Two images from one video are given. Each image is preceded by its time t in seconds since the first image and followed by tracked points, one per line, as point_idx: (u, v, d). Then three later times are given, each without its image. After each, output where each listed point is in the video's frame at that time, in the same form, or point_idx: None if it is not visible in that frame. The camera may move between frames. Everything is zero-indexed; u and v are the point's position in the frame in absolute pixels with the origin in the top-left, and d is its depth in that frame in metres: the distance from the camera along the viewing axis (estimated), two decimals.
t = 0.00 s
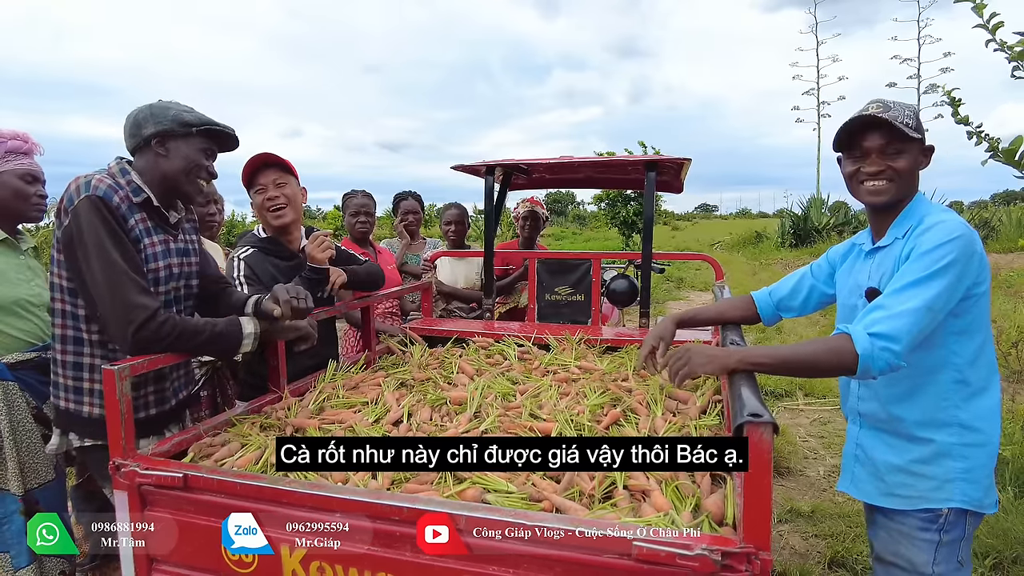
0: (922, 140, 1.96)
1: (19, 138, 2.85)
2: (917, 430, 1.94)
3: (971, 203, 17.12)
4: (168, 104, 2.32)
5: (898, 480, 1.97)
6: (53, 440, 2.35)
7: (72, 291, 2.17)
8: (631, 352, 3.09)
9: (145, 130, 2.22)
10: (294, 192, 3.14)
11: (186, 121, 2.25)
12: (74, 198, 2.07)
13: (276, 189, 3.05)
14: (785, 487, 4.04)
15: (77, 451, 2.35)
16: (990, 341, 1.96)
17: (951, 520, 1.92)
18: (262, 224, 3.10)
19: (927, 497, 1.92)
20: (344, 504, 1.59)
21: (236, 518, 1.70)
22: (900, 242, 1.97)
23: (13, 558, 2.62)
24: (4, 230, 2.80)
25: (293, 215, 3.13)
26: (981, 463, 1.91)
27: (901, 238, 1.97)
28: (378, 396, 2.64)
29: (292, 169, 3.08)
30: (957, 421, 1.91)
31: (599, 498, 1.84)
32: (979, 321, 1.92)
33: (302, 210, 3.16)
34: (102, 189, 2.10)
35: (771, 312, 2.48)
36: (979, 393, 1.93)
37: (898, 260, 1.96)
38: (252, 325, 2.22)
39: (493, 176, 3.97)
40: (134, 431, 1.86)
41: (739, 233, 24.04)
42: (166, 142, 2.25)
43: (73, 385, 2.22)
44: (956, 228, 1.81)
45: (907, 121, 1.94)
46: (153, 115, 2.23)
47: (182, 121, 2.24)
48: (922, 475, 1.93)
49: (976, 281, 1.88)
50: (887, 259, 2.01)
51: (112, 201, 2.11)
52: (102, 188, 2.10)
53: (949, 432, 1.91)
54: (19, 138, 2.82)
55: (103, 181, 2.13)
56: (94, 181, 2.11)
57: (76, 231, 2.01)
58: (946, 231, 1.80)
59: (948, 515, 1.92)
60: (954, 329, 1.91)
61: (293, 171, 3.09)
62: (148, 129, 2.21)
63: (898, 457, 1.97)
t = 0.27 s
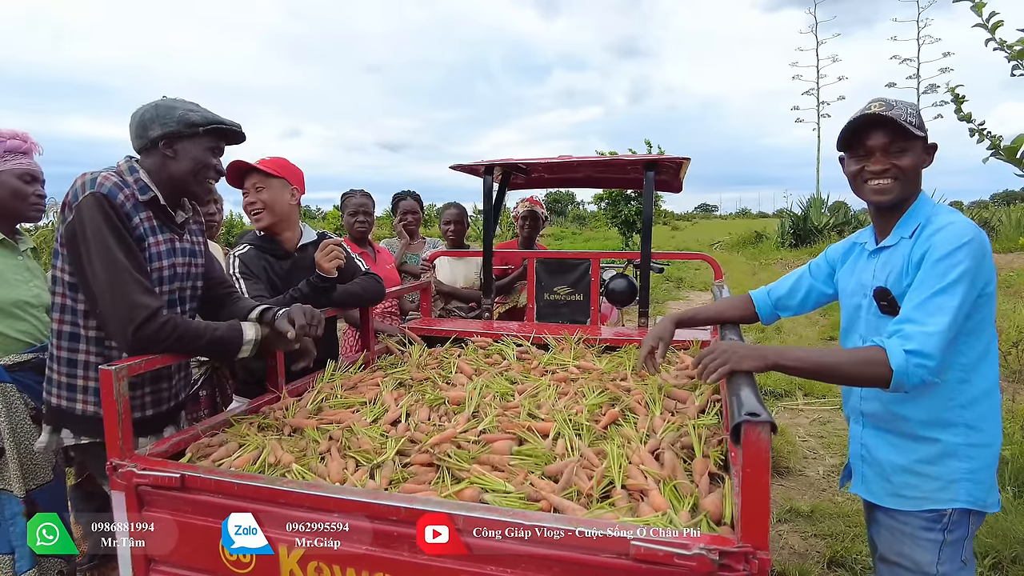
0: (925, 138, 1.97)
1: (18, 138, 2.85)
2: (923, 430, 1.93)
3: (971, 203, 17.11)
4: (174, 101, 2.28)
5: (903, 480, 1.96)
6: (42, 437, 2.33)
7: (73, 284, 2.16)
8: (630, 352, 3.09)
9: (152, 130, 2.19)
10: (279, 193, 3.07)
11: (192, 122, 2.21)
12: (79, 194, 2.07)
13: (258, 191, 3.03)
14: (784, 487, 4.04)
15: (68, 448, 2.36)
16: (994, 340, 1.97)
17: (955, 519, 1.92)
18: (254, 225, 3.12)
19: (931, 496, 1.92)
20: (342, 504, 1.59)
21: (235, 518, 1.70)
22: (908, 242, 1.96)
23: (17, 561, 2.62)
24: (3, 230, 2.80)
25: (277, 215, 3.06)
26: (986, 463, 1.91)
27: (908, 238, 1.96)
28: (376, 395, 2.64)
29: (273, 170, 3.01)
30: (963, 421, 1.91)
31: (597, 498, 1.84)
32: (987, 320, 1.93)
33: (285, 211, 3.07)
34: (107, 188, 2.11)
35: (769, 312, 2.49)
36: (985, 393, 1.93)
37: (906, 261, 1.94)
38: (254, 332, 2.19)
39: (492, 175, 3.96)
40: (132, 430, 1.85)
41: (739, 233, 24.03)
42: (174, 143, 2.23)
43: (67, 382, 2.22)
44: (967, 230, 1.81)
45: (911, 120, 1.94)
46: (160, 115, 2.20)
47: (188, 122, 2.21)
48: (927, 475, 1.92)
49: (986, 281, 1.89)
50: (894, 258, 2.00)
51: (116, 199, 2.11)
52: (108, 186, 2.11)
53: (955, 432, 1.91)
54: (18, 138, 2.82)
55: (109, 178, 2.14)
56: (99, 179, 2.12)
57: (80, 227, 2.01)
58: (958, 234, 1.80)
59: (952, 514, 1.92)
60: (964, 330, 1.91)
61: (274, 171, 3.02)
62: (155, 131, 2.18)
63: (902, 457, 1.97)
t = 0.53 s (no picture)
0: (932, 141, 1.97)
1: (17, 139, 2.86)
2: (936, 428, 1.93)
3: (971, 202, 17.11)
4: (173, 95, 2.26)
5: (913, 479, 1.94)
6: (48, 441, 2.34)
7: (77, 285, 2.14)
8: (630, 352, 3.09)
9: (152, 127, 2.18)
10: (299, 191, 3.06)
11: (193, 120, 2.21)
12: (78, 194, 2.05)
13: (278, 188, 3.02)
14: (784, 487, 4.04)
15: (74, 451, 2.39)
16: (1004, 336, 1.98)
17: (960, 516, 1.92)
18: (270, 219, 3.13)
19: (941, 494, 1.91)
20: (341, 504, 1.59)
21: (235, 518, 1.70)
22: (921, 241, 1.95)
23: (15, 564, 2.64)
24: (2, 232, 2.80)
25: (295, 214, 3.09)
26: (997, 460, 1.92)
27: (922, 237, 1.95)
28: (376, 396, 2.64)
29: (295, 167, 3.01)
30: (976, 419, 1.91)
31: (597, 498, 1.84)
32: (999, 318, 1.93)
33: (304, 210, 3.10)
34: (106, 186, 2.08)
35: (769, 312, 2.49)
36: (997, 390, 1.93)
37: (921, 260, 1.92)
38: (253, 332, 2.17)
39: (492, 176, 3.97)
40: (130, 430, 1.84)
41: (738, 233, 24.04)
42: (173, 140, 2.22)
43: (75, 382, 2.21)
44: (986, 230, 1.81)
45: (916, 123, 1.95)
46: (161, 111, 2.18)
47: (189, 120, 2.20)
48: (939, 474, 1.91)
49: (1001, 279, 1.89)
50: (906, 257, 1.98)
51: (115, 198, 2.09)
52: (108, 185, 2.08)
53: (968, 430, 1.91)
54: (17, 138, 2.83)
55: (108, 177, 2.12)
56: (98, 178, 2.08)
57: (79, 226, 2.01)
58: (977, 233, 1.79)
59: (958, 511, 1.92)
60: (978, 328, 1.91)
61: (297, 170, 3.02)
62: (155, 128, 2.17)
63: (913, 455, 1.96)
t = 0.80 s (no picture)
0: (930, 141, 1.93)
1: (12, 138, 2.85)
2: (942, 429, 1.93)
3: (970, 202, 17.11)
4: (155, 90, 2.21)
5: (917, 480, 1.94)
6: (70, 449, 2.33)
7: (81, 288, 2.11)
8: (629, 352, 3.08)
9: (145, 131, 2.16)
10: (326, 192, 3.12)
11: (186, 121, 2.20)
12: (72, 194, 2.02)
13: (309, 186, 3.04)
14: (783, 487, 4.04)
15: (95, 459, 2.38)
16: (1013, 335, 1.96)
17: (962, 516, 1.91)
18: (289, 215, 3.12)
19: (945, 495, 1.90)
20: (340, 503, 1.59)
21: (235, 518, 1.70)
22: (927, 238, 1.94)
23: (12, 564, 2.63)
24: None
25: (319, 213, 3.11)
26: (1003, 461, 1.91)
27: (927, 233, 1.94)
28: (375, 395, 2.64)
29: (326, 169, 3.05)
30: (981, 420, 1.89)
31: (596, 498, 1.84)
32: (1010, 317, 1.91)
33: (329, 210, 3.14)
34: (99, 185, 2.05)
35: (776, 312, 2.48)
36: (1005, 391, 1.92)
37: (927, 258, 1.92)
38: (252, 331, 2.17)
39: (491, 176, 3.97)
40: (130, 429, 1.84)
41: (738, 233, 24.04)
42: (166, 142, 2.21)
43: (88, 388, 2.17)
44: (995, 227, 1.78)
45: (907, 124, 1.93)
46: (152, 114, 2.14)
47: (182, 122, 2.20)
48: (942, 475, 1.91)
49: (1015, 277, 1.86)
50: (911, 253, 1.98)
51: (110, 196, 2.06)
52: (100, 183, 2.05)
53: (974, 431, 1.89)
54: (11, 137, 2.82)
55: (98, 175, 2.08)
56: (90, 177, 2.05)
57: (75, 226, 1.99)
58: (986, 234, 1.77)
59: (960, 511, 1.91)
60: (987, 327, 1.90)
61: (327, 171, 3.07)
62: (151, 134, 2.15)
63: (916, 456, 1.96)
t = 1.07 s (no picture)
0: (940, 134, 1.89)
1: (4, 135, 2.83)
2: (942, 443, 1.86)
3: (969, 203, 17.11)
4: (140, 88, 2.20)
5: (924, 504, 1.87)
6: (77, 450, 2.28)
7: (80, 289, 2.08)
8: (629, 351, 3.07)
9: (121, 124, 2.14)
10: (336, 192, 3.12)
11: (161, 115, 2.17)
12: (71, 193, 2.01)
13: (318, 186, 3.04)
14: (783, 487, 4.04)
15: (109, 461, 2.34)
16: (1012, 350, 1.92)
17: (981, 545, 1.85)
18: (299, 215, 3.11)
19: (952, 520, 1.84)
20: (340, 503, 1.59)
21: (235, 518, 1.69)
22: (944, 243, 1.89)
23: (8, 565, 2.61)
24: None
25: (328, 213, 3.11)
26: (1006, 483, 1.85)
27: (942, 238, 1.89)
28: (375, 395, 2.63)
29: (336, 169, 3.06)
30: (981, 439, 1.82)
31: (597, 498, 1.83)
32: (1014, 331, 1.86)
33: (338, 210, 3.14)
34: (99, 181, 2.04)
35: (778, 314, 2.45)
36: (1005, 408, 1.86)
37: (947, 263, 1.86)
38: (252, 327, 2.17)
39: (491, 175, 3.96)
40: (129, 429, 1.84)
41: (737, 233, 24.04)
42: (144, 135, 2.19)
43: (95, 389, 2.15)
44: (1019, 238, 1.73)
45: (918, 116, 1.90)
46: (128, 108, 2.13)
47: (157, 115, 2.16)
48: (941, 495, 1.84)
49: None
50: (925, 257, 1.93)
51: (110, 192, 2.06)
52: (100, 180, 2.04)
53: (975, 451, 1.83)
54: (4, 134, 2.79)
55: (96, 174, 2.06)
56: (90, 175, 2.04)
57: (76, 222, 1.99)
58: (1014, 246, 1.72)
59: (977, 540, 1.84)
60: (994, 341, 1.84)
61: (337, 171, 3.09)
62: (126, 125, 2.14)
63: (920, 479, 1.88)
